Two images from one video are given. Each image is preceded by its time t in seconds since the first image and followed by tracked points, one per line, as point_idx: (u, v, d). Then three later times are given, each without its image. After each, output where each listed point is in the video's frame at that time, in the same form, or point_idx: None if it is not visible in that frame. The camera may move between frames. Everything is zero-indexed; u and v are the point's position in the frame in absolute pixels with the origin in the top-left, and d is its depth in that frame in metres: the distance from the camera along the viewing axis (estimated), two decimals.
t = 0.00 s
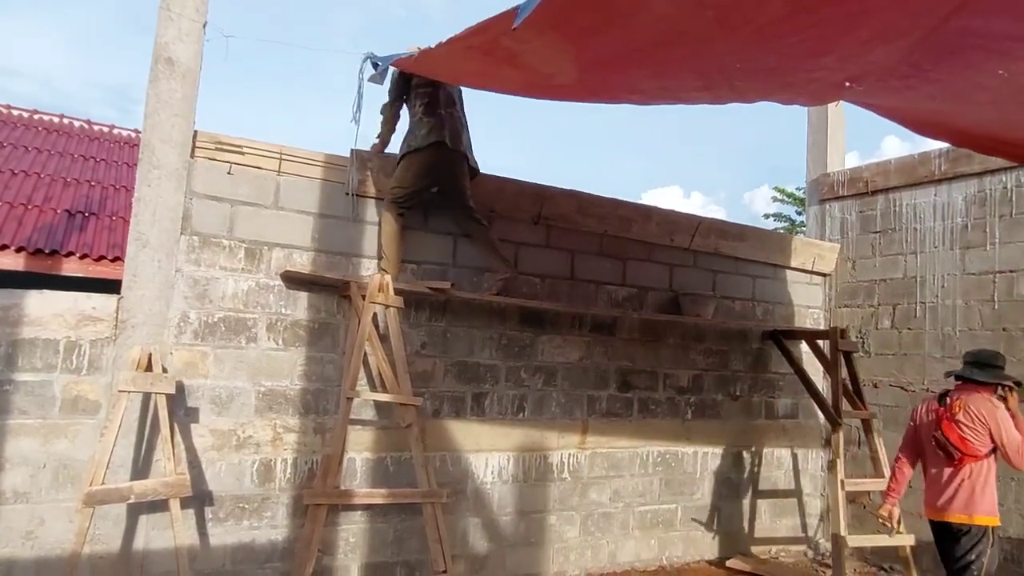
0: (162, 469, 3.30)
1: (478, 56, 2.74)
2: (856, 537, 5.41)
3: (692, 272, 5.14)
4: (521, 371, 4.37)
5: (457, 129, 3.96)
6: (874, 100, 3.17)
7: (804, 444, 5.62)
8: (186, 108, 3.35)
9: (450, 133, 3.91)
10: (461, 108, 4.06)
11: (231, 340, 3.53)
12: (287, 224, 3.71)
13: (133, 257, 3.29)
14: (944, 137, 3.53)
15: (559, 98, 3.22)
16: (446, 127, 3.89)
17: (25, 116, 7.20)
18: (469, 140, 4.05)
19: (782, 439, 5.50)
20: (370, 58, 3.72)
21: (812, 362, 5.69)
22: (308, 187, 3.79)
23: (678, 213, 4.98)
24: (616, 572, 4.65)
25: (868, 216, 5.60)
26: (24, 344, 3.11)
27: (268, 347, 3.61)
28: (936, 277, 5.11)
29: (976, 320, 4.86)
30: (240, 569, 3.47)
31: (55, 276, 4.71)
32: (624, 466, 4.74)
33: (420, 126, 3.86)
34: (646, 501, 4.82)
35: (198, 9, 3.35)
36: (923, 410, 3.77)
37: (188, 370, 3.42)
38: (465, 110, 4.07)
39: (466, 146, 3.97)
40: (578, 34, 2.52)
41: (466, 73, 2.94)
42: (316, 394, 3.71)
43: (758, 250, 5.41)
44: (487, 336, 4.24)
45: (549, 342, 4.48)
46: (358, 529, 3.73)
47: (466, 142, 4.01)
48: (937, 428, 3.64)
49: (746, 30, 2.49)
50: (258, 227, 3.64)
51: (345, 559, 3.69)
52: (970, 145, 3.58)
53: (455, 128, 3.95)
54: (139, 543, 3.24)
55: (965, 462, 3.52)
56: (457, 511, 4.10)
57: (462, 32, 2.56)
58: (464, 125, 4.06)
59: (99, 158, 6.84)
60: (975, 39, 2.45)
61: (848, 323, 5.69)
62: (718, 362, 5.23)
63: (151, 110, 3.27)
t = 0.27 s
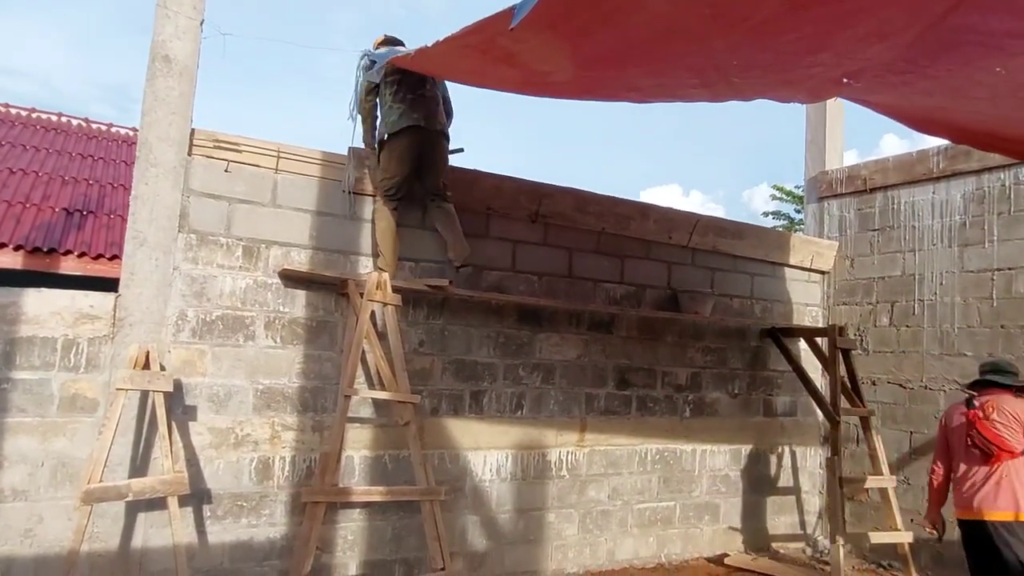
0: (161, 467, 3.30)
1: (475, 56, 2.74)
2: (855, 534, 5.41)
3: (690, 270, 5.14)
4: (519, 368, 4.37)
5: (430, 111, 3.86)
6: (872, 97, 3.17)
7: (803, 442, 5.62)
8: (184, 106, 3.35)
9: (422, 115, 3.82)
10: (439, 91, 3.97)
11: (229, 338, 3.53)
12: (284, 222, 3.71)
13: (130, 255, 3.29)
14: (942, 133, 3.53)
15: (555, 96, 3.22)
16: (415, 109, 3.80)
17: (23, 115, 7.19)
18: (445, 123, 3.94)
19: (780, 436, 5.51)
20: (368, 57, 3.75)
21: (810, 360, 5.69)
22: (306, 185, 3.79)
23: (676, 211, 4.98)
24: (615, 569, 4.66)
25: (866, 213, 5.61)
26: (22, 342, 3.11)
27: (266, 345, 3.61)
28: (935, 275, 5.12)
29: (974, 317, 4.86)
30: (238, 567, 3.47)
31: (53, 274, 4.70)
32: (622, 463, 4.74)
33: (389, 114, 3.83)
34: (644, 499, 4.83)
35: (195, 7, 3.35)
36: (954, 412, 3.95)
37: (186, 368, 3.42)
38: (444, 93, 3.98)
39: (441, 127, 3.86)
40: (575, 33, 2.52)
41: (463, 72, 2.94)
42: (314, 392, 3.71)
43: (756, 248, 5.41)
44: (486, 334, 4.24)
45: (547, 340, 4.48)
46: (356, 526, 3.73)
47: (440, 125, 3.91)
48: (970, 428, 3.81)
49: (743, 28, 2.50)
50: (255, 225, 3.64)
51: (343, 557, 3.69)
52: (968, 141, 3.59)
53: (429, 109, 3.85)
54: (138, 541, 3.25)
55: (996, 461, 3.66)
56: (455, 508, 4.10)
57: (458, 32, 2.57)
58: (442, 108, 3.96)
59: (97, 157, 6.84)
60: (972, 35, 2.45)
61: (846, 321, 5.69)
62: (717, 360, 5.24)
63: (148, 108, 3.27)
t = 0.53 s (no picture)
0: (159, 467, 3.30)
1: (474, 57, 2.75)
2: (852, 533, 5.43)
3: (689, 269, 5.15)
4: (517, 368, 4.37)
5: (408, 108, 3.75)
6: (870, 95, 3.17)
7: (800, 441, 5.63)
8: (182, 105, 3.35)
9: (397, 111, 3.72)
10: (425, 86, 3.84)
11: (227, 338, 3.53)
12: (282, 221, 3.71)
13: (128, 255, 3.28)
14: (940, 131, 3.54)
15: (554, 97, 3.21)
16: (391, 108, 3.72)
17: (21, 114, 7.19)
18: (427, 119, 3.81)
19: (778, 435, 5.51)
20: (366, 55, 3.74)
21: (808, 359, 5.70)
22: (304, 184, 3.79)
23: (674, 210, 4.98)
24: (613, 568, 4.67)
25: (864, 213, 5.61)
26: (20, 341, 3.11)
27: (265, 344, 3.62)
28: (932, 274, 5.12)
29: (972, 316, 4.87)
30: (237, 566, 3.47)
31: (51, 274, 4.70)
32: (620, 462, 4.75)
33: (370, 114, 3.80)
34: (642, 498, 4.84)
35: (193, 6, 3.35)
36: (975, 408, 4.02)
37: (184, 368, 3.42)
38: (430, 88, 3.85)
39: (421, 123, 3.75)
40: (574, 34, 2.52)
41: (462, 72, 2.95)
42: (312, 391, 3.72)
43: (754, 247, 5.42)
44: (484, 333, 4.24)
45: (545, 339, 4.48)
46: (355, 525, 3.73)
47: (421, 121, 3.78)
48: (998, 423, 3.87)
49: (742, 28, 2.50)
50: (253, 224, 3.64)
51: (341, 556, 3.70)
52: (966, 140, 3.59)
53: (407, 106, 3.75)
54: (136, 540, 3.25)
55: None
56: (453, 507, 4.11)
57: (458, 34, 2.57)
58: (426, 104, 3.84)
59: (95, 156, 6.83)
60: (970, 34, 2.46)
61: (844, 320, 5.70)
62: (715, 359, 5.24)
63: (146, 107, 3.27)
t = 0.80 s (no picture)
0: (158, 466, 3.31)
1: (476, 61, 2.75)
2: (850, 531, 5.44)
3: (687, 268, 5.16)
4: (516, 367, 4.38)
5: (396, 107, 3.72)
6: (869, 93, 3.17)
7: (798, 439, 5.64)
8: (181, 105, 3.35)
9: (384, 112, 3.70)
10: (417, 83, 3.79)
11: (226, 337, 3.53)
12: (281, 220, 3.72)
13: (127, 254, 3.29)
14: (937, 129, 3.54)
15: (553, 98, 3.21)
16: (381, 107, 3.71)
17: (19, 113, 7.19)
18: (417, 114, 3.74)
19: (776, 434, 5.52)
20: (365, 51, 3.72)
21: (806, 357, 5.71)
22: (303, 183, 3.79)
23: (673, 209, 4.99)
24: (611, 566, 4.68)
25: (862, 212, 5.62)
26: (19, 340, 3.12)
27: (263, 343, 3.62)
28: (930, 273, 5.13)
29: (970, 315, 4.88)
30: (236, 564, 3.48)
31: (50, 272, 4.70)
32: (619, 461, 4.76)
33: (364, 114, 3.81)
34: (640, 496, 4.85)
35: (191, 5, 3.35)
36: (1003, 422, 3.74)
37: (183, 367, 3.42)
38: (422, 84, 3.78)
39: (411, 120, 3.71)
40: (574, 37, 2.52)
41: (463, 76, 2.95)
42: (311, 390, 3.72)
43: (753, 246, 5.42)
44: (482, 332, 4.25)
45: (543, 338, 4.49)
46: (354, 524, 3.74)
47: (410, 118, 3.72)
48: None
49: (741, 29, 2.51)
50: (251, 224, 3.64)
51: (340, 554, 3.70)
52: (963, 138, 3.60)
53: (395, 105, 3.72)
54: (135, 539, 3.26)
55: None
56: (452, 506, 4.12)
57: (459, 39, 2.58)
58: (418, 101, 3.77)
59: (93, 155, 6.83)
60: (969, 33, 2.46)
61: (842, 319, 5.71)
62: (713, 357, 5.25)
63: (145, 107, 3.28)
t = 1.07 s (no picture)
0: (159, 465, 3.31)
1: (477, 66, 2.78)
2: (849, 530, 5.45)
3: (686, 268, 5.16)
4: (516, 366, 4.38)
5: (385, 108, 3.72)
6: (868, 91, 3.18)
7: (797, 439, 5.65)
8: (181, 104, 3.35)
9: (373, 114, 3.72)
10: (407, 82, 3.77)
11: (226, 336, 3.53)
12: (280, 220, 3.71)
13: (127, 254, 3.28)
14: (936, 127, 3.55)
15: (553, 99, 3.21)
16: (371, 108, 3.73)
17: (18, 112, 7.18)
18: (405, 114, 3.72)
19: (775, 433, 5.53)
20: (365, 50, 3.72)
21: (805, 357, 5.72)
22: (302, 183, 3.79)
23: (672, 208, 4.99)
24: (610, 566, 4.68)
25: (861, 211, 5.63)
26: (19, 339, 3.12)
27: (263, 343, 3.62)
28: (929, 273, 5.14)
29: (968, 315, 4.89)
30: (236, 564, 3.48)
31: (49, 272, 4.69)
32: (618, 460, 4.77)
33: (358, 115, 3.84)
34: (640, 496, 4.85)
35: (191, 5, 3.35)
36: None
37: (183, 366, 3.42)
38: (412, 83, 3.76)
39: (399, 120, 3.70)
40: (576, 42, 2.54)
41: (465, 79, 2.98)
42: (310, 389, 3.72)
43: (752, 246, 5.43)
44: (482, 332, 4.25)
45: (543, 338, 4.49)
46: (353, 524, 3.74)
47: (399, 118, 3.72)
48: None
49: (743, 31, 2.52)
50: (251, 224, 3.64)
51: (340, 554, 3.71)
52: (962, 136, 3.61)
53: (384, 107, 3.72)
54: (135, 538, 3.26)
55: None
56: (452, 505, 4.12)
57: (462, 46, 2.61)
58: (408, 100, 3.76)
59: (92, 154, 6.82)
60: (968, 30, 2.46)
61: (841, 318, 5.72)
62: (712, 357, 5.26)
63: (144, 106, 3.27)
